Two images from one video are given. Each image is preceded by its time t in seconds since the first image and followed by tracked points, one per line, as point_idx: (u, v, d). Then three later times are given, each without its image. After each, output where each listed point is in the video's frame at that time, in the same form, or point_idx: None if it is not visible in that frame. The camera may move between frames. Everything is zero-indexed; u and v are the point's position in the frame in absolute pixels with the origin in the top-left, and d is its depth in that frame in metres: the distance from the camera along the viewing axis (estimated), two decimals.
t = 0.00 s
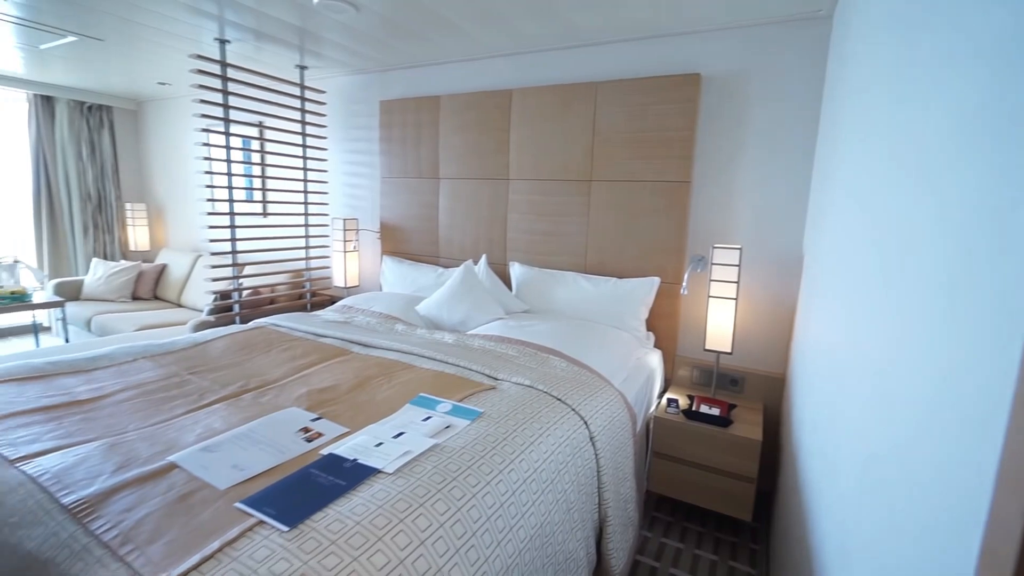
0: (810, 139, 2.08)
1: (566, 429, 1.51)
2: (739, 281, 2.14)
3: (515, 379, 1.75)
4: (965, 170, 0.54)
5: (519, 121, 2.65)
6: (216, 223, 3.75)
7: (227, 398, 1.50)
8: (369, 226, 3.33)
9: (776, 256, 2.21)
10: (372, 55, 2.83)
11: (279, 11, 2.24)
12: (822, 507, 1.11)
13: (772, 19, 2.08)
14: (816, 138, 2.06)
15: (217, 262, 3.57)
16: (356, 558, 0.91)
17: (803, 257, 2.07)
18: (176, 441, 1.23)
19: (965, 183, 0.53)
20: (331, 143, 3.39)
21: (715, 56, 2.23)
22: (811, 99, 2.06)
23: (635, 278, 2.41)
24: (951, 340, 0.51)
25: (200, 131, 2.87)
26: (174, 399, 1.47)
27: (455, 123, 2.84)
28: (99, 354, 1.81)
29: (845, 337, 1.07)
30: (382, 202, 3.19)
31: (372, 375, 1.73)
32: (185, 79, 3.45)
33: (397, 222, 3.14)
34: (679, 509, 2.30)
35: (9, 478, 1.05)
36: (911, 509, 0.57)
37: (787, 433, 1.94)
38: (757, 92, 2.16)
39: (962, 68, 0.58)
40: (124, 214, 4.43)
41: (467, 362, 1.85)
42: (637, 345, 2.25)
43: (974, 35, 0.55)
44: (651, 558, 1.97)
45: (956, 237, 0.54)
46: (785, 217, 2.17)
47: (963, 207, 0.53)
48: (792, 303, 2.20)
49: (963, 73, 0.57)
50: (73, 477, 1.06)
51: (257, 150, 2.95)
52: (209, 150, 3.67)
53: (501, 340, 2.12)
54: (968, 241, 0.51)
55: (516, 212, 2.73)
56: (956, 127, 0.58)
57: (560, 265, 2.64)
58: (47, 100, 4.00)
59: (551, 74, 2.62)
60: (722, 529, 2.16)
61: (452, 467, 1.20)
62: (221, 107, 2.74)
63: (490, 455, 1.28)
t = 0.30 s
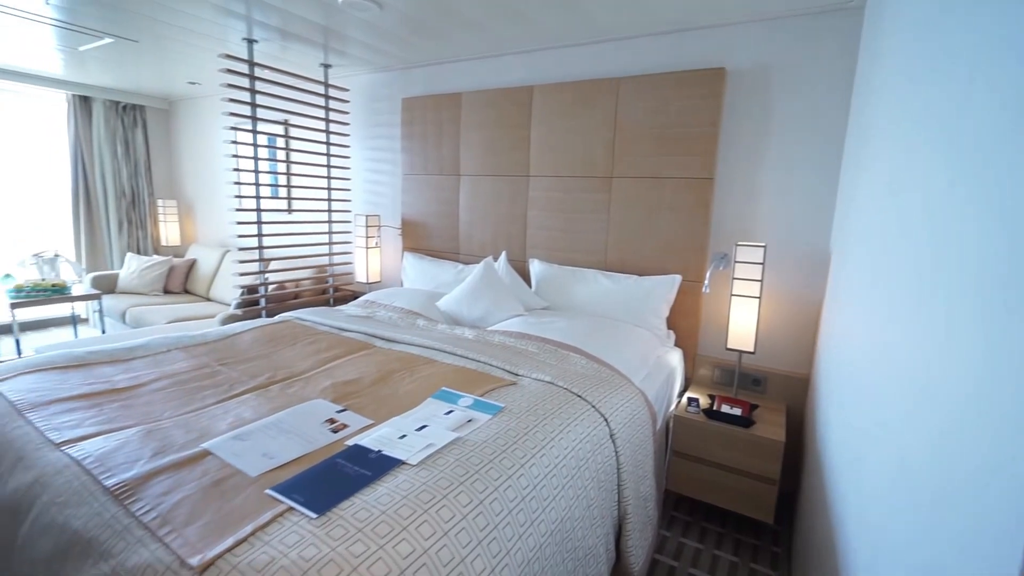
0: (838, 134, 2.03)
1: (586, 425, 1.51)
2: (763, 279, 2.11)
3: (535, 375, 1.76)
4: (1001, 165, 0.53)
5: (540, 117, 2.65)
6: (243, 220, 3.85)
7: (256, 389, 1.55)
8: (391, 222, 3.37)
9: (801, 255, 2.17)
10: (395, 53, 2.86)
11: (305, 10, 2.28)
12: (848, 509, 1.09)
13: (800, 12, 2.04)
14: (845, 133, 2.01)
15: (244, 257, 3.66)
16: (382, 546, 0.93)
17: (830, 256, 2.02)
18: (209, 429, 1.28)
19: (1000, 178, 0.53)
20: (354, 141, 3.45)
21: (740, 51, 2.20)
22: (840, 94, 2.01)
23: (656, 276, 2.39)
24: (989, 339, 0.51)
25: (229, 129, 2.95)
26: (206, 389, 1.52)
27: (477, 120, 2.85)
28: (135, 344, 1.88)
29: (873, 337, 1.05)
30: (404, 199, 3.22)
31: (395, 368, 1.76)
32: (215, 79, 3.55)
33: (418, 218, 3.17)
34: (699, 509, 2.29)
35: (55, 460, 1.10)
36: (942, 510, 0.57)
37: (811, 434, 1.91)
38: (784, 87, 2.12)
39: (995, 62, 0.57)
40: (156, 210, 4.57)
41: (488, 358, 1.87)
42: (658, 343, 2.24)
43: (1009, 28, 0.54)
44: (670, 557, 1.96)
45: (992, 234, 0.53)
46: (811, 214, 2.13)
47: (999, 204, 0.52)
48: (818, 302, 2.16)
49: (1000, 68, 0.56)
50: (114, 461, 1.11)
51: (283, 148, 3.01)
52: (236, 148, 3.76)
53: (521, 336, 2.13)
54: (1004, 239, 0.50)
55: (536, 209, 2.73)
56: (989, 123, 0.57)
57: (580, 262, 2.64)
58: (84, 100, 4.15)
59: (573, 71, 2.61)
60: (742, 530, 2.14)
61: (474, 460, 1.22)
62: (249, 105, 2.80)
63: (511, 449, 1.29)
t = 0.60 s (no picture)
0: (870, 130, 1.98)
1: (606, 423, 1.51)
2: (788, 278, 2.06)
3: (555, 372, 1.76)
4: None
5: (561, 115, 2.64)
6: (268, 217, 3.93)
7: (282, 381, 1.59)
8: (411, 220, 3.41)
9: (829, 253, 2.12)
10: (416, 52, 2.89)
11: (330, 11, 2.31)
12: (876, 512, 1.06)
13: (829, 4, 1.99)
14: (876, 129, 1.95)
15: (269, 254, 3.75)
16: (406, 537, 0.95)
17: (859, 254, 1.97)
18: (238, 419, 1.32)
19: None
20: (376, 139, 3.49)
21: (766, 45, 2.16)
22: (871, 88, 1.95)
23: (677, 274, 2.37)
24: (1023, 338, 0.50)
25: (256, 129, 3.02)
26: (235, 380, 1.57)
27: (497, 117, 2.86)
28: (168, 337, 1.95)
29: (903, 337, 1.03)
30: (424, 196, 3.25)
31: (417, 363, 1.78)
32: (243, 79, 3.63)
33: (438, 216, 3.20)
34: (719, 510, 2.26)
35: (95, 446, 1.15)
36: (971, 508, 0.57)
37: (837, 436, 1.87)
38: (811, 81, 2.07)
39: None
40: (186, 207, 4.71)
41: (507, 354, 1.88)
42: (679, 342, 2.22)
43: None
44: (689, 557, 1.94)
45: None
46: (839, 212, 2.08)
47: None
48: (845, 302, 2.11)
49: None
50: (151, 448, 1.15)
51: (307, 146, 3.06)
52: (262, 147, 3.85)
53: (541, 333, 2.13)
54: None
55: (556, 206, 2.73)
56: None
57: (600, 260, 2.62)
58: (119, 101, 4.30)
59: (594, 68, 2.60)
60: (764, 533, 2.11)
61: (495, 454, 1.23)
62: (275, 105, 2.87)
63: (532, 445, 1.30)
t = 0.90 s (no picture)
0: (906, 123, 1.91)
1: (630, 420, 1.50)
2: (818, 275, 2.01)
3: (579, 369, 1.75)
4: None
5: (583, 112, 2.63)
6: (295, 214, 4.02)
7: (310, 374, 1.62)
8: (434, 217, 3.44)
9: (861, 251, 2.06)
10: (440, 50, 2.90)
11: (356, 11, 2.34)
12: (913, 516, 1.03)
13: None
14: (913, 121, 1.88)
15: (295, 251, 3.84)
16: (433, 528, 0.96)
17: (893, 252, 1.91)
18: (270, 411, 1.35)
19: None
20: (399, 137, 3.53)
21: (796, 38, 2.11)
22: (908, 79, 1.88)
23: (702, 272, 2.33)
24: None
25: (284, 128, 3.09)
26: (265, 373, 1.61)
27: (519, 115, 2.86)
28: (201, 330, 2.01)
29: (940, 337, 1.00)
30: (447, 194, 3.28)
31: (441, 359, 1.80)
32: (271, 80, 3.71)
33: (461, 213, 3.22)
34: (744, 512, 2.22)
35: (136, 434, 1.20)
36: (1012, 511, 0.55)
37: (869, 439, 1.82)
38: (843, 74, 2.01)
39: None
40: (216, 206, 4.85)
41: (531, 351, 1.88)
42: (703, 341, 2.19)
43: None
44: (713, 559, 1.92)
45: None
46: (873, 208, 2.01)
47: None
48: (878, 301, 2.04)
49: None
50: (188, 437, 1.19)
51: (332, 145, 3.12)
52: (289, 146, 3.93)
53: (563, 330, 2.13)
54: None
55: (578, 203, 2.72)
56: None
57: (623, 257, 2.60)
58: (154, 103, 4.45)
59: (618, 64, 2.58)
60: (791, 535, 2.06)
61: (520, 450, 1.24)
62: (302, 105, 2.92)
63: (556, 441, 1.30)
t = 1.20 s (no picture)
0: (937, 117, 1.85)
1: (650, 419, 1.49)
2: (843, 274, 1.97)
3: (597, 367, 1.75)
4: None
5: (603, 108, 2.61)
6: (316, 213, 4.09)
7: (332, 370, 1.65)
8: (452, 215, 3.46)
9: (889, 249, 2.01)
10: (459, 49, 2.91)
11: (377, 11, 2.36)
12: (944, 520, 1.00)
13: None
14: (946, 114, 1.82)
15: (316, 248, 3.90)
16: (454, 523, 0.97)
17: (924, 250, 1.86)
18: (294, 405, 1.38)
19: None
20: (418, 136, 3.56)
21: (822, 31, 2.06)
22: (941, 71, 1.83)
23: (723, 270, 2.30)
24: None
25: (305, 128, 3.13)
26: (289, 368, 1.64)
27: (538, 112, 2.85)
28: (227, 326, 2.06)
29: (974, 335, 0.97)
30: (465, 192, 3.29)
31: (460, 356, 1.82)
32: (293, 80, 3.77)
33: (479, 211, 3.23)
34: (765, 514, 2.19)
35: (167, 426, 1.24)
36: None
37: (897, 442, 1.77)
38: (871, 67, 1.96)
39: None
40: (240, 204, 4.95)
41: (550, 349, 1.88)
42: (724, 340, 2.16)
43: None
44: (733, 560, 1.90)
45: None
46: (902, 205, 1.96)
47: None
48: (907, 301, 1.99)
49: None
50: (216, 429, 1.23)
51: (352, 144, 3.16)
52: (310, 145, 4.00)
53: (582, 328, 2.12)
54: None
55: (598, 201, 2.70)
56: None
57: (643, 255, 2.58)
58: (181, 104, 4.56)
59: (640, 60, 2.56)
60: (814, 539, 2.03)
61: (539, 447, 1.24)
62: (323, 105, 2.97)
63: (575, 439, 1.30)
